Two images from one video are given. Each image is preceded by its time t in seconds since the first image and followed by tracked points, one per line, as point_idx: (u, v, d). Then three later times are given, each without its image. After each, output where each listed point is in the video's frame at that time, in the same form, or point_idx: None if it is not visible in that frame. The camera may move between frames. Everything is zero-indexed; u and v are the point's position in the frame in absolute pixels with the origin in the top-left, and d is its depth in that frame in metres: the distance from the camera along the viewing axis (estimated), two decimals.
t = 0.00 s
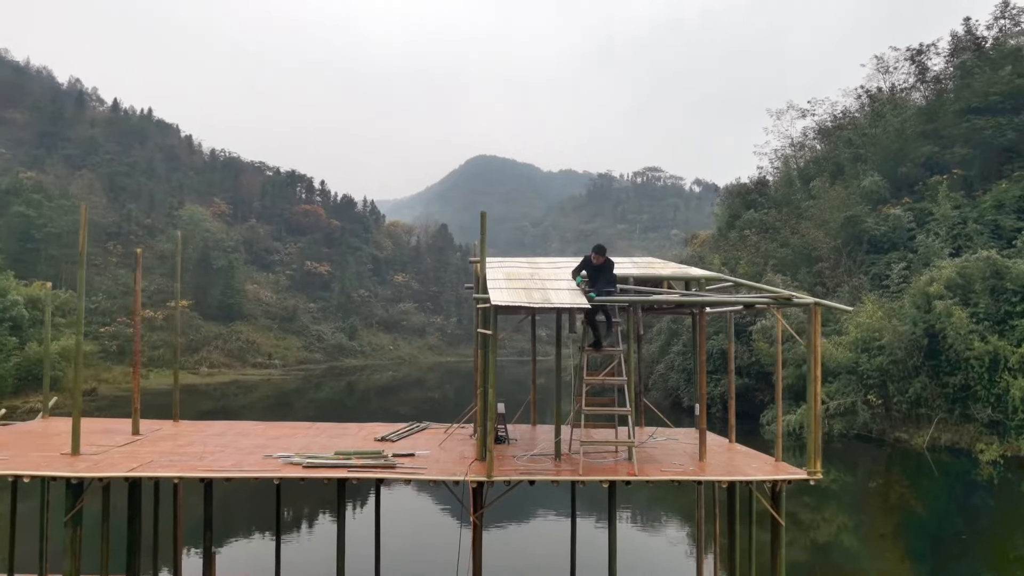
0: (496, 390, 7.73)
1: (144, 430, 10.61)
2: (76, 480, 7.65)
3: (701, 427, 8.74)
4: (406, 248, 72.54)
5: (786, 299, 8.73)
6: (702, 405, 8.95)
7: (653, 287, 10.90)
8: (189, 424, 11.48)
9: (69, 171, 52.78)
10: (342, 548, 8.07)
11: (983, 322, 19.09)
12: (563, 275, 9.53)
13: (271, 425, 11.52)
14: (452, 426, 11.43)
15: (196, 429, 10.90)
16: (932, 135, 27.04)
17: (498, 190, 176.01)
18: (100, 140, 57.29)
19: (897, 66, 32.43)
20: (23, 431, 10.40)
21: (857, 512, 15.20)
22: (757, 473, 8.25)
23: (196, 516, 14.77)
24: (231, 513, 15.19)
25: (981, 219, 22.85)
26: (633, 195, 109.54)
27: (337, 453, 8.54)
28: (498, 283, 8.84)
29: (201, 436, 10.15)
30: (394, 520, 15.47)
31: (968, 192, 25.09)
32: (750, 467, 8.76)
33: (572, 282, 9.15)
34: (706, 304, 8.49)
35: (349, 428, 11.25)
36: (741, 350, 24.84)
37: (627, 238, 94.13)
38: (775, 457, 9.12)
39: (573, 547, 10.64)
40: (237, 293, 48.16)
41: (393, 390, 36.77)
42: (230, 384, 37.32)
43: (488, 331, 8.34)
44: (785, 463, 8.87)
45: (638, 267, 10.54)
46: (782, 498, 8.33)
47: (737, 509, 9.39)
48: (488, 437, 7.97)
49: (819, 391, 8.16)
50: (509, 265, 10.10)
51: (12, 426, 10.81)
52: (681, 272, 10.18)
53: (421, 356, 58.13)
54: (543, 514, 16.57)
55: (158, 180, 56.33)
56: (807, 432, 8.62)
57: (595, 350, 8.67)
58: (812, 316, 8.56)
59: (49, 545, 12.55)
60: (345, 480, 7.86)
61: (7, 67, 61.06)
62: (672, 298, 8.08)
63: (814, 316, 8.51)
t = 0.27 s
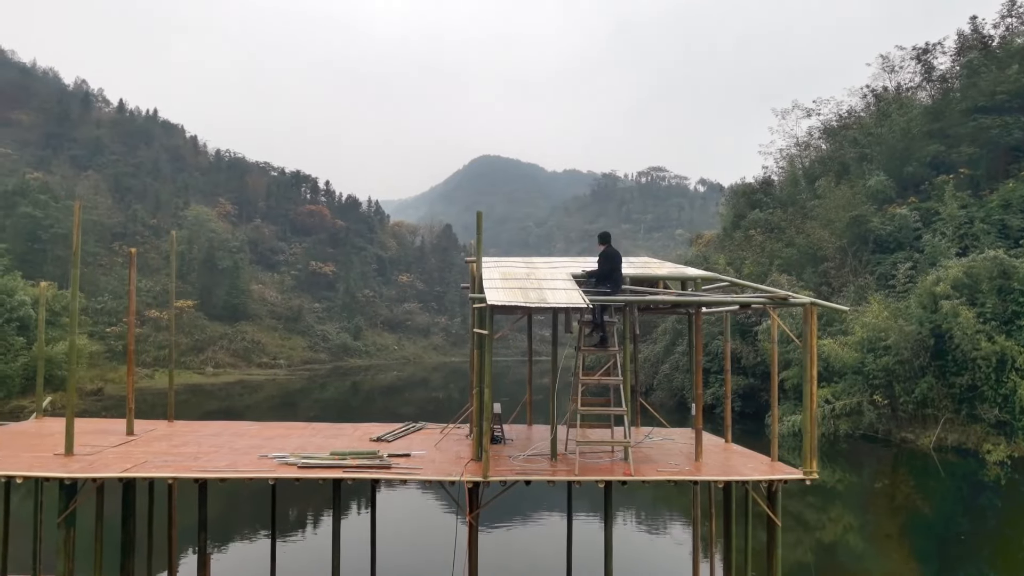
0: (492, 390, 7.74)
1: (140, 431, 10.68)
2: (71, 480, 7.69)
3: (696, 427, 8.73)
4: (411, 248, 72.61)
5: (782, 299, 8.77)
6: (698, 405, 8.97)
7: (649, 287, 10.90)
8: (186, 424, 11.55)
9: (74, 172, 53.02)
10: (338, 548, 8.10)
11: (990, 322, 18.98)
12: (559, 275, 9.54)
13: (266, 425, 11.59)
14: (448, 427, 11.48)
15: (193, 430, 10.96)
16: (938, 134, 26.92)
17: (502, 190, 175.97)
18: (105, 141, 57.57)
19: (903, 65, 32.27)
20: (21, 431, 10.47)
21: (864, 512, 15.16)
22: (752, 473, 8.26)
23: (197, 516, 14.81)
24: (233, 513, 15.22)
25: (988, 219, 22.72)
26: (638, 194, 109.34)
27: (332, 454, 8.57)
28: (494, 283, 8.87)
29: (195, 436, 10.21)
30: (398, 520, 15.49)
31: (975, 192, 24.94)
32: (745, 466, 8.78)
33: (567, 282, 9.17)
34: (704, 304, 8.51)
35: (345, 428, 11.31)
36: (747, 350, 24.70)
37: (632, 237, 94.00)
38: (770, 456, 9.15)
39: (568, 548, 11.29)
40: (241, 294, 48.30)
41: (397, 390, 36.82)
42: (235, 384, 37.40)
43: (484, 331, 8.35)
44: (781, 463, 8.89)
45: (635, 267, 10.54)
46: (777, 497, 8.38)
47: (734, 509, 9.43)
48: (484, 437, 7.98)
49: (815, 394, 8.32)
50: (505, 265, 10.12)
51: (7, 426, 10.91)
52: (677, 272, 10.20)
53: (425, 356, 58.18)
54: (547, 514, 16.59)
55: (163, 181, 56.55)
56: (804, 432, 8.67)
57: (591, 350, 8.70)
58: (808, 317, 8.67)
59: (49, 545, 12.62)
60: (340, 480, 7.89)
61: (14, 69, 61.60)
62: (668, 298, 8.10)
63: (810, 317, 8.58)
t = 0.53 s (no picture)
0: (490, 390, 7.74)
1: (138, 431, 10.67)
2: (69, 480, 7.68)
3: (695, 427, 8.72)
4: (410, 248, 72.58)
5: (781, 299, 8.77)
6: (697, 405, 8.98)
7: (648, 287, 10.90)
8: (184, 424, 11.55)
9: (73, 172, 52.96)
10: (337, 549, 8.10)
11: (988, 322, 19.01)
12: (558, 275, 9.54)
13: (265, 425, 11.59)
14: (447, 427, 11.49)
15: (192, 429, 10.96)
16: (937, 134, 26.94)
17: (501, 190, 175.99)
18: (104, 141, 57.52)
19: (902, 65, 32.30)
20: (19, 431, 10.46)
21: (863, 512, 15.16)
22: (751, 473, 8.26)
23: (195, 516, 14.80)
24: (231, 513, 15.22)
25: (986, 219, 22.74)
26: (636, 194, 109.33)
27: (331, 454, 8.57)
28: (493, 283, 8.86)
29: (194, 436, 10.21)
30: (396, 520, 15.50)
31: (974, 192, 24.95)
32: (745, 466, 8.79)
33: (566, 282, 9.17)
34: (702, 304, 8.52)
35: (344, 428, 11.32)
36: (746, 350, 24.75)
37: (631, 238, 94.01)
38: (769, 456, 9.16)
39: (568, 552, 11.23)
40: (240, 294, 48.29)
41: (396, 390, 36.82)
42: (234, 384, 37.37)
43: (483, 331, 8.36)
44: (780, 463, 8.90)
45: (633, 267, 10.54)
46: (777, 497, 8.38)
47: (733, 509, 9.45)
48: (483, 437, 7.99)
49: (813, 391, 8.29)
50: (504, 265, 10.12)
51: (7, 426, 10.90)
52: (676, 272, 10.21)
53: (424, 356, 58.17)
54: (546, 514, 16.60)
55: (162, 181, 56.51)
56: (803, 432, 8.69)
57: (590, 349, 8.68)
58: (807, 317, 8.67)
59: (48, 545, 12.61)
60: (339, 480, 7.89)
61: (12, 69, 61.51)
62: (667, 298, 8.11)
63: (809, 317, 8.59)
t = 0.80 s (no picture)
0: (495, 390, 7.74)
1: (141, 431, 10.68)
2: (74, 480, 7.68)
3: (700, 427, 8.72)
4: (408, 248, 72.56)
5: (784, 299, 8.78)
6: (701, 405, 8.99)
7: (650, 287, 10.90)
8: (187, 424, 11.55)
9: (71, 171, 52.89)
10: (341, 549, 8.10)
11: (986, 322, 19.05)
12: (561, 275, 9.53)
13: (268, 425, 11.58)
14: (451, 427, 11.49)
15: (195, 430, 10.96)
16: (935, 135, 26.98)
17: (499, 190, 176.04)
18: (102, 141, 57.46)
19: (900, 66, 32.35)
20: (21, 431, 10.46)
21: (861, 512, 15.17)
22: (756, 473, 8.27)
23: (197, 516, 14.79)
24: (232, 513, 15.21)
25: (984, 219, 22.76)
26: (634, 194, 109.38)
27: (335, 454, 8.56)
28: (496, 283, 8.87)
29: (198, 436, 10.21)
30: (396, 520, 15.52)
31: (971, 192, 24.99)
32: (748, 467, 8.80)
33: (570, 282, 9.18)
34: (706, 305, 8.52)
35: (347, 428, 11.31)
36: (744, 350, 24.80)
37: (629, 237, 94.05)
38: (773, 457, 9.16)
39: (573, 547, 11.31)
40: (239, 294, 48.24)
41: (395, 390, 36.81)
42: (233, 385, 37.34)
43: (487, 331, 8.36)
44: (784, 463, 8.90)
45: (636, 267, 10.53)
46: (781, 498, 8.39)
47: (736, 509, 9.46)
48: (488, 437, 7.99)
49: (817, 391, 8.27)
50: (506, 265, 10.13)
51: (9, 426, 10.88)
52: (679, 272, 10.23)
53: (422, 356, 58.16)
54: (545, 514, 16.62)
55: (160, 181, 56.45)
56: (806, 432, 8.71)
57: (594, 349, 8.68)
58: (811, 317, 8.67)
59: (50, 545, 12.62)
60: (344, 480, 7.89)
61: (11, 68, 61.44)
62: (670, 298, 8.12)
63: (813, 318, 8.61)
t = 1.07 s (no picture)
0: (493, 390, 7.72)
1: (139, 431, 10.68)
2: (72, 480, 7.67)
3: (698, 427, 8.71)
4: (408, 248, 72.56)
5: (782, 299, 8.78)
6: (699, 405, 8.99)
7: (649, 287, 10.90)
8: (184, 424, 11.55)
9: (71, 171, 52.91)
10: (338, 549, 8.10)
11: (987, 322, 19.03)
12: (559, 275, 9.53)
13: (266, 425, 11.58)
14: (449, 427, 11.49)
15: (193, 430, 10.96)
16: (935, 135, 26.97)
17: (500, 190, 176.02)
18: (103, 141, 57.51)
19: (900, 66, 32.35)
20: (19, 431, 10.47)
21: (861, 512, 15.18)
22: (754, 473, 8.26)
23: (196, 516, 14.78)
24: (232, 514, 15.22)
25: (984, 219, 22.74)
26: (635, 194, 109.38)
27: (333, 454, 8.56)
28: (494, 283, 8.87)
29: (196, 437, 10.21)
30: (395, 520, 15.52)
31: (972, 192, 24.99)
32: (746, 466, 8.80)
33: (568, 282, 9.18)
34: (704, 305, 8.52)
35: (346, 428, 11.31)
36: (745, 350, 24.79)
37: (629, 238, 94.06)
38: (770, 457, 9.16)
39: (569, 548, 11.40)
40: (240, 294, 48.24)
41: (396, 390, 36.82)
42: (234, 385, 37.35)
43: (485, 331, 8.36)
44: (781, 463, 8.90)
45: (635, 267, 10.53)
46: (778, 498, 8.41)
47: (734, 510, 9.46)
48: (485, 437, 7.98)
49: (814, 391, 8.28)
50: (504, 265, 10.14)
51: (7, 427, 10.87)
52: (677, 272, 10.22)
53: (423, 356, 58.14)
54: (545, 514, 16.62)
55: (161, 181, 56.48)
56: (804, 432, 8.71)
57: (591, 349, 8.67)
58: (808, 317, 8.68)
59: (49, 545, 12.62)
60: (342, 481, 7.87)
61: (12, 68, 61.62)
62: (669, 299, 8.12)
63: (811, 317, 8.60)
